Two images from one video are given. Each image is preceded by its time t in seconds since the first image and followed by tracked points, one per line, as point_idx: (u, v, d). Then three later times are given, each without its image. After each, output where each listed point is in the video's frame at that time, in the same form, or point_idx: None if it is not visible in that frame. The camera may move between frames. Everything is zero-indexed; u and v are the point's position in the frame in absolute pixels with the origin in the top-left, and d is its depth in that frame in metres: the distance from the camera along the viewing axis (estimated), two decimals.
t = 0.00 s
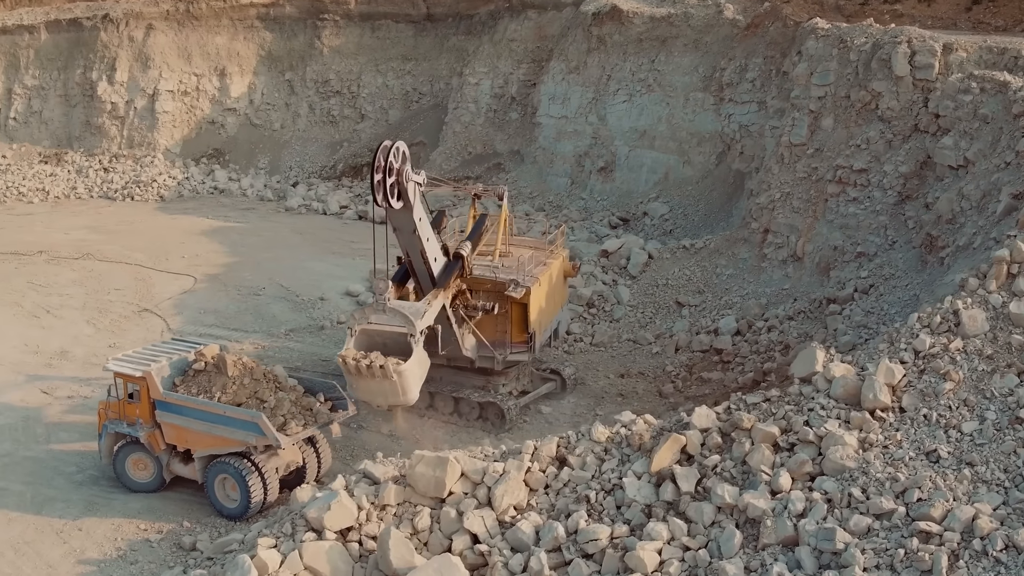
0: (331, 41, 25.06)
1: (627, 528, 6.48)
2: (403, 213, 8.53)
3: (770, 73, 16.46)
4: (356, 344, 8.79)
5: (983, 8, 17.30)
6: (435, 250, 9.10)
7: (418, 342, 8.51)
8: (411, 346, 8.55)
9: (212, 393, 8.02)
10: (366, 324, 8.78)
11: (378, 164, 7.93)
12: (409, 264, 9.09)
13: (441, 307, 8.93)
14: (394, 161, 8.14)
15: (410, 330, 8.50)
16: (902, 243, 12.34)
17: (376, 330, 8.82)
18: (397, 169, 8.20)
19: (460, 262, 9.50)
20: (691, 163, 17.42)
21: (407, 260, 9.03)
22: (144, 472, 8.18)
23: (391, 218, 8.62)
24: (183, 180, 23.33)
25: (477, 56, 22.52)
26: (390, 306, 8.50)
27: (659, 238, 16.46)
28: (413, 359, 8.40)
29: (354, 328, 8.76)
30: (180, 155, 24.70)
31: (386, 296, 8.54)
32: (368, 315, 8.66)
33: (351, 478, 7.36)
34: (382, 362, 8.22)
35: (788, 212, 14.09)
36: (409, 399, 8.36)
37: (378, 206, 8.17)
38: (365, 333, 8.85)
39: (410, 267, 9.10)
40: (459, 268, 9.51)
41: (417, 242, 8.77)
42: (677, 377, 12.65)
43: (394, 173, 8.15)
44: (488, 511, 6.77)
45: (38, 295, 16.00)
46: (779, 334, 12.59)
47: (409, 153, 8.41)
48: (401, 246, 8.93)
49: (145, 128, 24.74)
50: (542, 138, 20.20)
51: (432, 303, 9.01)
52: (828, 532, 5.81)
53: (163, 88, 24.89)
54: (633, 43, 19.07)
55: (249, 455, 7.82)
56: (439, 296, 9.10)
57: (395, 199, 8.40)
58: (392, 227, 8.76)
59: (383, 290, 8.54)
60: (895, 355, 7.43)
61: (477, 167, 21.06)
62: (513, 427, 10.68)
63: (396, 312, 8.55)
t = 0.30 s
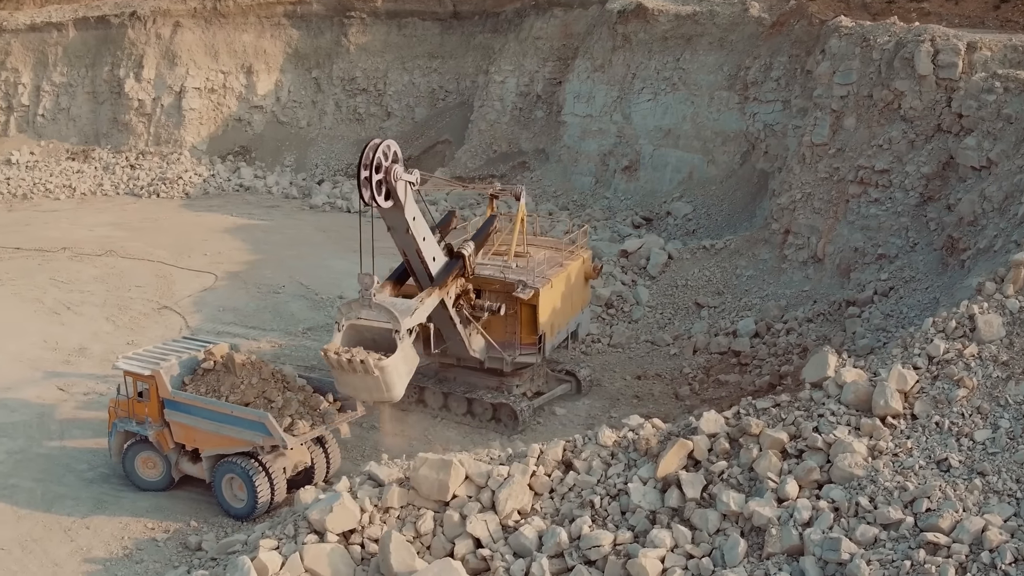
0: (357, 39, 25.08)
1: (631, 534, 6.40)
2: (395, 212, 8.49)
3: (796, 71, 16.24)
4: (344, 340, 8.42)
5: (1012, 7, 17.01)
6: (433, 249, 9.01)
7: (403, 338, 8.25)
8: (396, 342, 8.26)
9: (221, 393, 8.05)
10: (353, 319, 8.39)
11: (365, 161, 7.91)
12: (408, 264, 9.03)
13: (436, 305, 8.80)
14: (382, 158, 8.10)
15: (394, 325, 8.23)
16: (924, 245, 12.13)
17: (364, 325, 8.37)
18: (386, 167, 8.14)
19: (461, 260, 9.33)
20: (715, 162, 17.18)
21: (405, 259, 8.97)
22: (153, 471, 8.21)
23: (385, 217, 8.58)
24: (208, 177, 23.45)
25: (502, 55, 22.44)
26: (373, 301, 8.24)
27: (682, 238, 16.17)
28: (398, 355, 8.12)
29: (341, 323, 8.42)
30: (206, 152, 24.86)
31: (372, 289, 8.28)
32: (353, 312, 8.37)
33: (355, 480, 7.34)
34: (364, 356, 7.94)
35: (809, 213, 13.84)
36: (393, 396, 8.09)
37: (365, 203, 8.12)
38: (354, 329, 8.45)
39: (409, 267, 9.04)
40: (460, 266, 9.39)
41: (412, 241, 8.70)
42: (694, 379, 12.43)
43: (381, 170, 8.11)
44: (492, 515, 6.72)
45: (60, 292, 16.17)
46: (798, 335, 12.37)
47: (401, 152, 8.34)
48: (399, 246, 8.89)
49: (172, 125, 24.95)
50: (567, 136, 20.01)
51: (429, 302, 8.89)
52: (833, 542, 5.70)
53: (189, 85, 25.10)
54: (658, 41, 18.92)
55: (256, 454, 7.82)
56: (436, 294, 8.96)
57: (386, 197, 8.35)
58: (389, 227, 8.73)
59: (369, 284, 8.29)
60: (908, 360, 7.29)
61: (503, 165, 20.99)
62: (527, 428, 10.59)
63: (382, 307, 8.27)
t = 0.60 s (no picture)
0: (381, 37, 25.08)
1: (635, 539, 6.34)
2: (393, 210, 8.47)
3: (819, 70, 16.03)
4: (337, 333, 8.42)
5: None
6: (434, 247, 8.97)
7: (394, 332, 8.06)
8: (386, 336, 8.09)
9: (229, 391, 8.08)
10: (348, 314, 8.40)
11: (358, 159, 7.90)
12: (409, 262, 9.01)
13: (435, 301, 8.73)
14: (375, 156, 8.07)
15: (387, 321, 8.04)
16: (943, 247, 11.95)
17: (359, 320, 8.43)
18: (380, 165, 8.11)
19: (462, 258, 9.25)
20: (738, 161, 16.99)
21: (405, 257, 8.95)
22: (162, 469, 8.24)
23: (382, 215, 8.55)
24: (231, 175, 23.57)
25: (526, 53, 22.34)
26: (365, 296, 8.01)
27: (703, 238, 16.01)
28: (387, 349, 8.03)
29: (335, 316, 8.20)
30: (230, 150, 25.00)
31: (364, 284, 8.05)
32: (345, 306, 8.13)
33: (361, 481, 7.33)
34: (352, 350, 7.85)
35: (828, 213, 13.65)
36: (382, 390, 8.02)
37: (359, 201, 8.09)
38: (348, 322, 8.46)
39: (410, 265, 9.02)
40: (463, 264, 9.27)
41: (409, 239, 8.67)
42: (710, 381, 12.30)
43: (374, 168, 8.07)
44: (496, 518, 6.67)
45: (80, 288, 16.34)
46: (816, 337, 12.21)
47: (397, 150, 8.30)
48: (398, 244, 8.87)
49: (196, 122, 25.15)
50: (589, 135, 19.90)
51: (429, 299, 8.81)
52: (839, 550, 5.60)
53: (214, 83, 25.31)
54: (681, 40, 18.77)
55: (263, 454, 7.82)
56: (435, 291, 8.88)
57: (381, 195, 8.31)
58: (387, 226, 8.72)
59: (360, 279, 8.03)
60: (921, 365, 7.18)
61: (526, 162, 20.94)
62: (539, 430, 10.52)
63: (374, 302, 8.05)
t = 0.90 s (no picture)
0: (410, 34, 25.08)
1: (640, 545, 6.28)
2: (393, 207, 8.45)
3: (846, 68, 15.78)
4: (330, 326, 8.11)
5: None
6: (436, 246, 8.95)
7: (385, 326, 7.99)
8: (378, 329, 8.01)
9: (240, 390, 8.13)
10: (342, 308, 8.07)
11: (354, 156, 7.88)
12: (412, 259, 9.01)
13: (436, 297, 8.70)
14: (370, 153, 8.04)
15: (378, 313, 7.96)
16: (967, 249, 11.74)
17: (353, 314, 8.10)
18: (375, 162, 8.08)
19: (468, 257, 9.18)
20: (765, 161, 16.77)
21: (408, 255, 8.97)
22: (175, 466, 8.31)
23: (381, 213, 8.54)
24: (260, 172, 23.70)
25: (554, 50, 22.24)
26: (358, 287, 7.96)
27: (728, 238, 15.83)
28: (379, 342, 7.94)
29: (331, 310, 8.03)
30: (259, 146, 25.17)
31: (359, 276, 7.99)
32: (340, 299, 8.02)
33: (368, 481, 7.33)
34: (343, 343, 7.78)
35: (852, 214, 13.44)
36: (373, 383, 7.95)
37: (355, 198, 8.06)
38: (342, 315, 8.14)
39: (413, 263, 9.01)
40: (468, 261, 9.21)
41: (410, 237, 8.67)
42: (729, 382, 12.15)
43: (368, 164, 8.04)
44: (501, 520, 6.64)
45: (104, 284, 16.53)
46: (837, 339, 12.03)
47: (394, 147, 8.26)
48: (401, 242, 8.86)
49: (225, 119, 25.37)
50: (616, 133, 19.79)
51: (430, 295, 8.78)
52: (846, 559, 5.50)
53: (243, 80, 25.51)
54: (709, 37, 18.57)
55: (273, 453, 7.84)
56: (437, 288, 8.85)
57: (378, 192, 8.28)
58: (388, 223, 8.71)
59: (355, 271, 7.96)
60: (936, 370, 7.05)
61: (554, 160, 20.86)
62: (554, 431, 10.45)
63: (367, 296, 7.97)
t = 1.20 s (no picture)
0: (435, 32, 25.11)
1: (644, 549, 6.22)
2: (390, 205, 8.45)
3: (869, 68, 15.52)
4: (327, 320, 8.09)
5: None
6: (439, 244, 8.91)
7: (381, 320, 7.87)
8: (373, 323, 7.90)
9: (248, 388, 8.13)
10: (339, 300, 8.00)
11: (349, 152, 7.92)
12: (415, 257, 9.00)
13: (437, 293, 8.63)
14: (367, 150, 8.06)
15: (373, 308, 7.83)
16: (987, 250, 11.56)
17: (351, 309, 8.10)
18: (372, 158, 8.10)
19: (472, 254, 9.16)
20: (788, 160, 16.58)
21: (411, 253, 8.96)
22: (185, 464, 8.36)
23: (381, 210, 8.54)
24: (283, 169, 23.80)
25: (578, 48, 22.17)
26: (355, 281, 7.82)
27: (749, 237, 15.67)
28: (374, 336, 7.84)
29: (330, 301, 7.94)
30: (283, 144, 25.30)
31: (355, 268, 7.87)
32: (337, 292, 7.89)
33: (374, 482, 7.32)
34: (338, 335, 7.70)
35: (872, 214, 13.27)
36: (367, 376, 7.86)
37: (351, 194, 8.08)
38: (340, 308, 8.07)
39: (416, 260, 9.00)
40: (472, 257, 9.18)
41: (411, 234, 8.66)
42: (746, 384, 12.01)
43: (365, 160, 8.06)
44: (505, 523, 6.60)
45: (124, 281, 16.67)
46: (855, 341, 11.88)
47: (394, 145, 8.29)
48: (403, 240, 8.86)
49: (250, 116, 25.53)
50: (640, 131, 19.70)
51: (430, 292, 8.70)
52: (850, 566, 5.41)
53: (268, 77, 25.64)
54: (732, 36, 18.41)
55: (281, 452, 7.85)
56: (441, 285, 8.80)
57: (375, 188, 8.28)
58: (389, 221, 8.71)
59: (351, 265, 7.85)
60: (948, 375, 6.93)
61: (577, 158, 20.77)
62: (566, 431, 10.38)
63: (363, 290, 7.83)
